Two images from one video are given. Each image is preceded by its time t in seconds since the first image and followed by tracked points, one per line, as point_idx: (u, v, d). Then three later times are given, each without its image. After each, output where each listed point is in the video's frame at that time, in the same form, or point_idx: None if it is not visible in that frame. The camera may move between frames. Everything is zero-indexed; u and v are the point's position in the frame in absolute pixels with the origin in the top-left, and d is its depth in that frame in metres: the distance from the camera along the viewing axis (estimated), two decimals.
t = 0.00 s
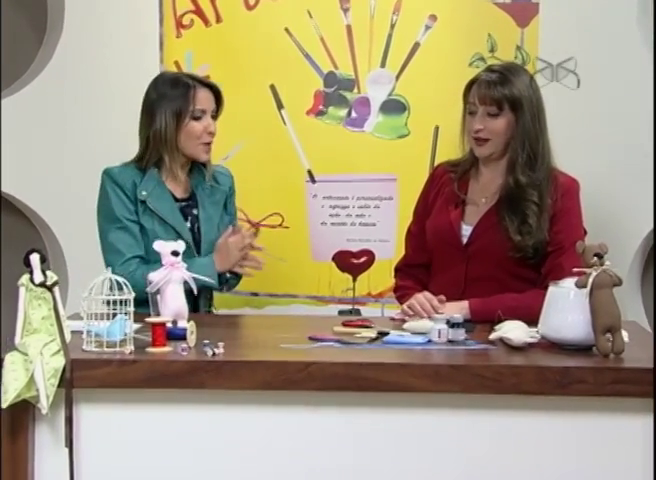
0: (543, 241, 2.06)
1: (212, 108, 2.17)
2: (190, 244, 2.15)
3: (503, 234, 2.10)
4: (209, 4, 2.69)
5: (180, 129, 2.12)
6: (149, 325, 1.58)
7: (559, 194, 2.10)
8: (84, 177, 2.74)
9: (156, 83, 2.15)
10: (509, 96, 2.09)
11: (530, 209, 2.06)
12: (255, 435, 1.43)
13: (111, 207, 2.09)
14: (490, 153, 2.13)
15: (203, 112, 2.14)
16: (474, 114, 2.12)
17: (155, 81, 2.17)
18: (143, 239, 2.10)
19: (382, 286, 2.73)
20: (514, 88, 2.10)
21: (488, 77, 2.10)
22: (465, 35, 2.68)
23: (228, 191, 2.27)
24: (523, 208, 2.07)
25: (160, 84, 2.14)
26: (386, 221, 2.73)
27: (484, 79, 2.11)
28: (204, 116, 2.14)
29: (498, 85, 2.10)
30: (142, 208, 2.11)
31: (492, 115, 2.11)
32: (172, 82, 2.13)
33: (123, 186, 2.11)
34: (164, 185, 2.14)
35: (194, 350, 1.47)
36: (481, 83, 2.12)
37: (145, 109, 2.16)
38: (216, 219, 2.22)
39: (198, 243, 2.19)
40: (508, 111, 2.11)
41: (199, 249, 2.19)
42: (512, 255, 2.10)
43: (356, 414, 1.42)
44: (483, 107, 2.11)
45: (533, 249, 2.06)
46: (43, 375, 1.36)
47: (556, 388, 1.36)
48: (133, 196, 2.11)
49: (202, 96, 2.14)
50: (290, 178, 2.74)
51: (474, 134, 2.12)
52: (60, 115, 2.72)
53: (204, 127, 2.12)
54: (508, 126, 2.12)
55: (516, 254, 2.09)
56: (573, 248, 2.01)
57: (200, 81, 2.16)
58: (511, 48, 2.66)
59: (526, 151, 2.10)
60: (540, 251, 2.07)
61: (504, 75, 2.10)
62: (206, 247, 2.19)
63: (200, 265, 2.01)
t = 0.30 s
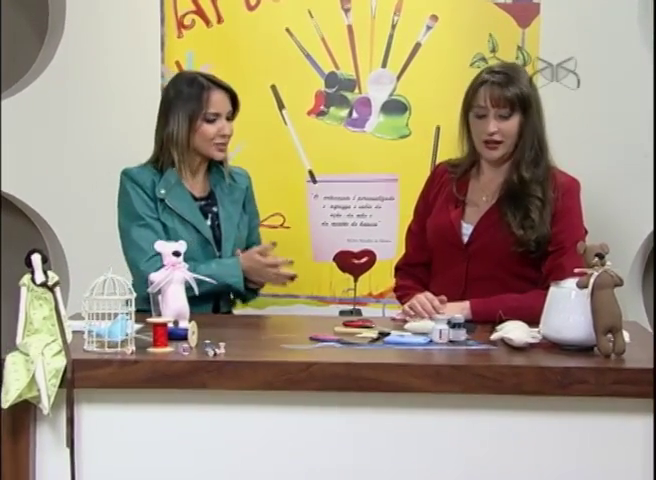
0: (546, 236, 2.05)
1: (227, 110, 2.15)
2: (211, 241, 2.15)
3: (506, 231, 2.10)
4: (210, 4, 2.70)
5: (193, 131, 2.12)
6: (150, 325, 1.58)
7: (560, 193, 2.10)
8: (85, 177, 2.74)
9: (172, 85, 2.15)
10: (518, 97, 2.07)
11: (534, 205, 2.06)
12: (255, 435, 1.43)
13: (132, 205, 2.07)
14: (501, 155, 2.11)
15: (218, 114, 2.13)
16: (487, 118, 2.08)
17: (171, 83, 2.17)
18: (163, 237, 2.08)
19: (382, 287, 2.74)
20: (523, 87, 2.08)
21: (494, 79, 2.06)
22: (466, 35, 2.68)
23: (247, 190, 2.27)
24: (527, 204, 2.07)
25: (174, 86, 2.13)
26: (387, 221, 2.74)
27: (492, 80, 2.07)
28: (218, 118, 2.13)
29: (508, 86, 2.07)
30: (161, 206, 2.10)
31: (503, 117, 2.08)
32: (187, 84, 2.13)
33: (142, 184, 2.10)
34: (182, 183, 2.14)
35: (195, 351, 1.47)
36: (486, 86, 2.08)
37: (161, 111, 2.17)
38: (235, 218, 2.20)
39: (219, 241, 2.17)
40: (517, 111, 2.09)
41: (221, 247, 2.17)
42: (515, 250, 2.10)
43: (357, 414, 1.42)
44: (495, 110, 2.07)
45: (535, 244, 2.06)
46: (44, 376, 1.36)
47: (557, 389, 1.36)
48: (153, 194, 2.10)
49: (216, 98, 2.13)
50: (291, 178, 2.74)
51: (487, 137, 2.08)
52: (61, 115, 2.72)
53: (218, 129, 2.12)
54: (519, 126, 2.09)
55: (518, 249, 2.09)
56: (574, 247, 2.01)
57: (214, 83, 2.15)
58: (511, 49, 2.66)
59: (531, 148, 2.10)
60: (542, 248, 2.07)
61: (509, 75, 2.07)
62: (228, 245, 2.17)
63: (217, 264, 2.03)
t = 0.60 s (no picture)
0: (547, 235, 2.05)
1: (243, 109, 2.19)
2: (236, 239, 2.15)
3: (506, 231, 2.10)
4: (210, 4, 2.71)
5: (209, 127, 2.16)
6: (149, 326, 1.58)
7: (559, 192, 2.09)
8: (86, 178, 2.75)
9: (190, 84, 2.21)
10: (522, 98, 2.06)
11: (534, 204, 2.06)
12: (255, 435, 1.43)
13: (158, 204, 2.07)
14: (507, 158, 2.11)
15: (232, 112, 2.17)
16: (494, 120, 2.08)
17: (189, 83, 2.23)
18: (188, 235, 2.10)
19: (382, 287, 2.74)
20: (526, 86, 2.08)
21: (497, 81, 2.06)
22: (466, 36, 2.69)
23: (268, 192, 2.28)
24: (528, 203, 2.07)
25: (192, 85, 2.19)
26: (387, 221, 2.75)
27: (496, 82, 2.07)
28: (233, 116, 2.17)
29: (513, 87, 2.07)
30: (186, 205, 2.11)
31: (508, 120, 2.08)
32: (204, 84, 2.18)
33: (166, 183, 2.10)
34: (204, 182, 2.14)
35: (195, 351, 1.47)
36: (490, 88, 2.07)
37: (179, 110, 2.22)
38: (258, 218, 2.22)
39: (242, 240, 2.18)
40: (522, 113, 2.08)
41: (245, 245, 2.18)
42: (516, 248, 2.09)
43: (357, 415, 1.42)
44: (501, 112, 2.07)
45: (536, 242, 2.06)
46: (44, 376, 1.36)
47: (557, 389, 1.36)
48: (176, 193, 2.10)
49: (232, 97, 2.18)
50: (291, 179, 2.75)
51: (492, 139, 2.08)
52: (62, 115, 2.73)
53: (231, 126, 2.15)
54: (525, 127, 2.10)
55: (519, 247, 2.09)
56: (574, 248, 2.00)
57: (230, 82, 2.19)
58: (511, 49, 2.66)
59: (532, 148, 2.09)
60: (542, 246, 2.07)
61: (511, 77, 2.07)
62: (251, 245, 2.18)
63: (244, 268, 2.06)
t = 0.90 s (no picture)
0: (544, 237, 2.05)
1: (238, 112, 2.14)
2: (237, 239, 2.14)
3: (504, 233, 2.10)
4: (209, 4, 2.71)
5: (203, 131, 2.12)
6: (148, 325, 1.58)
7: (558, 192, 2.09)
8: (85, 177, 2.75)
9: (185, 84, 2.16)
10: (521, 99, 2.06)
11: (532, 207, 2.06)
12: (254, 435, 1.43)
13: (155, 209, 2.07)
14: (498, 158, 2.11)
15: (227, 116, 2.12)
16: (490, 119, 2.07)
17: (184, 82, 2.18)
18: (189, 239, 2.08)
19: (381, 287, 2.74)
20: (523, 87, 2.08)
21: (496, 81, 2.05)
22: (465, 36, 2.69)
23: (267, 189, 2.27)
24: (526, 206, 2.07)
25: (185, 86, 2.14)
26: (385, 221, 2.75)
27: (494, 82, 2.07)
28: (227, 120, 2.13)
29: (509, 87, 2.07)
30: (184, 207, 2.09)
31: (503, 120, 2.07)
32: (199, 85, 2.12)
33: (163, 187, 2.09)
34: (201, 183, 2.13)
35: (194, 351, 1.47)
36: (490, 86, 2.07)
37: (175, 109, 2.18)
38: (258, 216, 2.20)
39: (245, 238, 2.17)
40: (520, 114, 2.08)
41: (247, 244, 2.17)
42: (513, 251, 2.09)
43: (355, 414, 1.42)
44: (497, 111, 2.07)
45: (534, 245, 2.06)
46: (42, 376, 1.36)
47: (556, 389, 1.36)
48: (174, 196, 2.09)
49: (227, 100, 2.13)
50: (290, 179, 2.75)
51: (488, 139, 2.08)
52: (60, 115, 2.73)
53: (226, 130, 2.12)
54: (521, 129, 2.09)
55: (517, 250, 2.09)
56: (573, 248, 2.01)
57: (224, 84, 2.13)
58: (510, 49, 2.67)
59: (531, 150, 2.08)
60: (541, 248, 2.07)
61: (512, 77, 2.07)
62: (253, 243, 2.17)
63: (252, 280, 2.04)
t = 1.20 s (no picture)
0: (542, 238, 2.05)
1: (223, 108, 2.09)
2: (227, 241, 2.09)
3: (504, 234, 2.09)
4: (208, 4, 2.71)
5: (188, 129, 2.06)
6: (147, 326, 1.58)
7: (556, 192, 2.09)
8: (83, 177, 2.75)
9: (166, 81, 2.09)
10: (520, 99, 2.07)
11: (531, 208, 2.06)
12: (253, 435, 1.43)
13: (141, 214, 1.99)
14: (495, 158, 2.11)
15: (212, 112, 2.07)
16: (489, 118, 2.07)
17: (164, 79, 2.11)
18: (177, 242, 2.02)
19: (380, 287, 2.75)
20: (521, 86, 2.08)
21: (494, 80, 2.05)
22: (464, 36, 2.69)
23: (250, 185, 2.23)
24: (525, 206, 2.07)
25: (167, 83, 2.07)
26: (384, 221, 2.75)
27: (492, 81, 2.07)
28: (213, 117, 2.07)
29: (507, 87, 2.07)
30: (171, 211, 2.03)
31: (503, 119, 2.07)
32: (182, 81, 2.06)
33: (148, 190, 2.02)
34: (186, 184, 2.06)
35: (193, 351, 1.47)
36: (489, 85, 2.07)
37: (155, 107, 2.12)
38: (244, 214, 2.16)
39: (234, 238, 2.13)
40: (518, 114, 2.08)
41: (236, 243, 2.13)
42: (512, 251, 2.09)
43: (354, 414, 1.42)
44: (496, 111, 2.07)
45: (533, 246, 2.06)
46: (41, 376, 1.36)
47: (554, 389, 1.37)
48: (160, 199, 2.02)
49: (211, 96, 2.07)
50: (288, 179, 2.76)
51: (487, 138, 2.08)
52: (60, 115, 2.73)
53: (212, 128, 2.06)
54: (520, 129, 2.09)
55: (516, 251, 2.09)
56: (571, 248, 2.01)
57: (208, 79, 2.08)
58: (510, 50, 2.67)
59: (530, 149, 2.08)
60: (538, 249, 2.07)
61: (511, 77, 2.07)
62: (243, 241, 2.13)
63: (244, 285, 2.02)
